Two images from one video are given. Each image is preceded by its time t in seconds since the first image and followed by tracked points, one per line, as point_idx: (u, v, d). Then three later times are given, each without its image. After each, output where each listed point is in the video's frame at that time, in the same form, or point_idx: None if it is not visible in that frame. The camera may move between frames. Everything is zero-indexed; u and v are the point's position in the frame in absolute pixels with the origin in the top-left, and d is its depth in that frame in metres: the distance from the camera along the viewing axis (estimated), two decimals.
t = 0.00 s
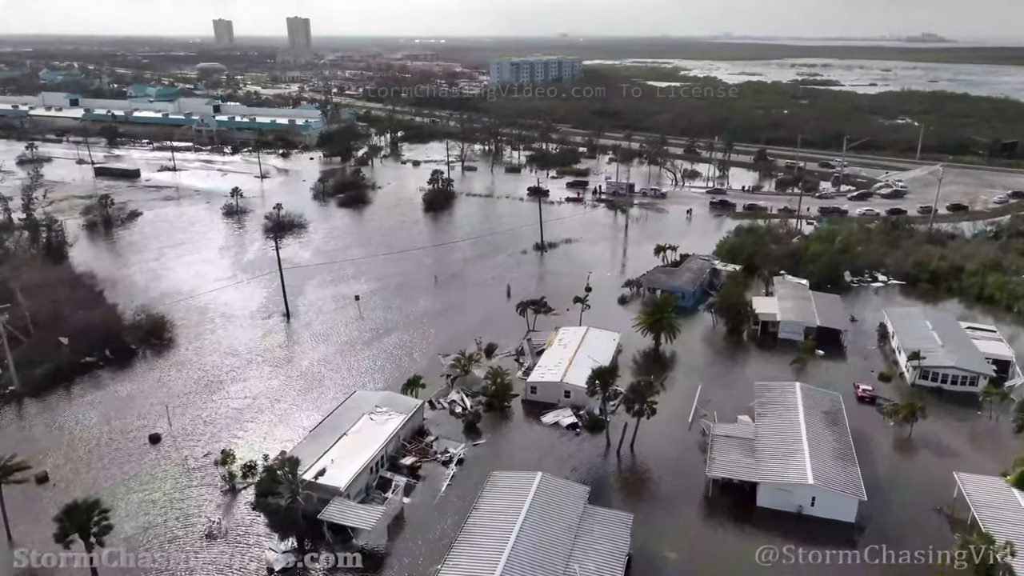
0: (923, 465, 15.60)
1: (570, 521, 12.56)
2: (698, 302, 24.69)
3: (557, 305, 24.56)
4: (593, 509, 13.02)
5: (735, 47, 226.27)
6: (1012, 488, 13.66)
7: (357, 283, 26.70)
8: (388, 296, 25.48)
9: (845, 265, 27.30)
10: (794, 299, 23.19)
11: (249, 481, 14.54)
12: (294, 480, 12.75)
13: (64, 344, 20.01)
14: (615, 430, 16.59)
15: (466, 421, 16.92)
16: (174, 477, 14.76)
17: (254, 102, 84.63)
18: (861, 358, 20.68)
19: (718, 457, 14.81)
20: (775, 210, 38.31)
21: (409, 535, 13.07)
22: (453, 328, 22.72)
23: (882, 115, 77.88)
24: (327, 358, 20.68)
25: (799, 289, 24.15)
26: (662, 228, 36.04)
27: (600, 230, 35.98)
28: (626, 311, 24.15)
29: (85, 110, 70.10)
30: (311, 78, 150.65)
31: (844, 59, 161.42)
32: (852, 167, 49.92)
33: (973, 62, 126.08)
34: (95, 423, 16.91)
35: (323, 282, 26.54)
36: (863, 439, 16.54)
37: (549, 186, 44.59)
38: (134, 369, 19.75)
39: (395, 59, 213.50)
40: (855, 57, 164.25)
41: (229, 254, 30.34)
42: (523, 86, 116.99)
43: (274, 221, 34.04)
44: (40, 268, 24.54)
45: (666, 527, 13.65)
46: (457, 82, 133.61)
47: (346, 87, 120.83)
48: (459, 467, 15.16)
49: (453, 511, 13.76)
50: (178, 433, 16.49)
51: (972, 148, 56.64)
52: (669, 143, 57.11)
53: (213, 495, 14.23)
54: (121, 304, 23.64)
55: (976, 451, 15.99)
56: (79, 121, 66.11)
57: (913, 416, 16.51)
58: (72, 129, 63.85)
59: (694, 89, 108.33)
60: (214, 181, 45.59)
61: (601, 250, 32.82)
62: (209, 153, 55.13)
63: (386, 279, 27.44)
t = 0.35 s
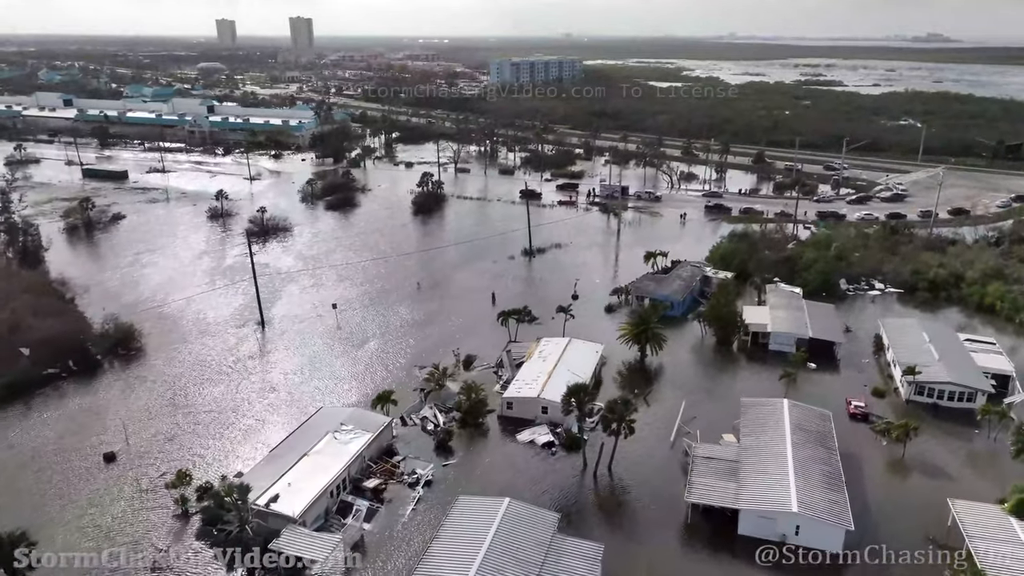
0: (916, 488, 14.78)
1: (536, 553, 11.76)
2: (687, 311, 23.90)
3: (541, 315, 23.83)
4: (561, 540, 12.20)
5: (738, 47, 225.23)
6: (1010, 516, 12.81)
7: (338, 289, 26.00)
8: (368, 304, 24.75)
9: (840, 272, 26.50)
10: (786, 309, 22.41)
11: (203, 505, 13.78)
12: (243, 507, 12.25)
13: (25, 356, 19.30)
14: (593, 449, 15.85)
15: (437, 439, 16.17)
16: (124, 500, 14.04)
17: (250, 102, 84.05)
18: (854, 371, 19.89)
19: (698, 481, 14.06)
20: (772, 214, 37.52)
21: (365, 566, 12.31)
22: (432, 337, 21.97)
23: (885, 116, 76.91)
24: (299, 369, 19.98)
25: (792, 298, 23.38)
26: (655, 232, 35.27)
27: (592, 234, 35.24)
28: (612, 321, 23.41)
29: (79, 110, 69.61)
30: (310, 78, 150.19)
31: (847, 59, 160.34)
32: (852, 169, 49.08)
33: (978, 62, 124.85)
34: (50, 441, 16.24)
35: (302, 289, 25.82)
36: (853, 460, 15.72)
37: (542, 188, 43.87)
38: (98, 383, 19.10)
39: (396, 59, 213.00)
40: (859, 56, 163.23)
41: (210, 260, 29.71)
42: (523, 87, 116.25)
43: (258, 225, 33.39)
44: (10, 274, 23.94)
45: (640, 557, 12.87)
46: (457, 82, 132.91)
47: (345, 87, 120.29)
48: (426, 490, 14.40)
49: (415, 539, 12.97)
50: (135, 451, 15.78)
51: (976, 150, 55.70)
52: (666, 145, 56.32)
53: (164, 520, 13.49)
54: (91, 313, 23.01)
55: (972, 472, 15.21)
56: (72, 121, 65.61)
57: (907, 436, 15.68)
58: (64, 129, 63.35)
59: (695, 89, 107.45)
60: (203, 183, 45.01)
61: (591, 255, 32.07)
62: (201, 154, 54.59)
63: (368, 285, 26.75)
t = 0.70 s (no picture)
0: (908, 515, 13.98)
1: None
2: (675, 321, 23.13)
3: (524, 325, 23.09)
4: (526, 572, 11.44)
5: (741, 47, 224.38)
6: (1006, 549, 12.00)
7: (317, 297, 25.31)
8: (346, 312, 24.03)
9: (835, 280, 25.71)
10: (778, 319, 21.63)
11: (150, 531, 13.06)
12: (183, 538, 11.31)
13: None
14: (569, 470, 15.09)
15: (405, 459, 15.41)
16: (69, 525, 13.32)
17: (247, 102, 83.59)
18: (845, 385, 19.12)
19: (676, 508, 13.29)
20: (767, 218, 36.74)
21: None
22: (409, 348, 21.23)
23: (887, 117, 76.00)
24: (269, 382, 19.26)
25: (784, 308, 22.61)
26: (649, 237, 34.51)
27: (583, 239, 34.51)
28: (598, 331, 22.66)
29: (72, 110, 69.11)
30: (310, 78, 149.74)
31: (851, 60, 159.30)
32: (851, 172, 48.24)
33: (983, 63, 123.90)
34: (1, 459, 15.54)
35: (280, 297, 25.12)
36: (843, 484, 14.91)
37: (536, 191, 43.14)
38: (59, 396, 18.41)
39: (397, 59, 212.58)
40: (862, 57, 162.31)
41: (190, 267, 29.10)
42: (523, 87, 115.61)
43: (241, 229, 32.75)
44: None
45: None
46: (457, 82, 132.28)
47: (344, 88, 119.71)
48: (390, 515, 13.64)
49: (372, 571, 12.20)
50: (88, 471, 15.08)
51: (979, 153, 54.79)
52: (664, 147, 55.53)
53: (108, 547, 12.77)
54: (60, 324, 22.36)
55: (968, 497, 14.44)
56: (64, 122, 65.08)
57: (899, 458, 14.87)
58: (55, 130, 62.83)
59: (696, 90, 106.67)
60: (191, 185, 44.44)
61: (581, 261, 31.34)
62: (192, 155, 54.05)
63: (349, 292, 26.05)
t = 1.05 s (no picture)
0: (903, 545, 13.17)
1: None
2: (665, 332, 22.32)
3: (508, 336, 22.32)
4: None
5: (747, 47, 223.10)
6: None
7: (297, 305, 24.63)
8: (325, 321, 23.31)
9: (833, 289, 24.85)
10: (772, 331, 20.78)
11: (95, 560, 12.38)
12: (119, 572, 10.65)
13: None
14: (544, 494, 14.32)
15: (372, 481, 14.66)
16: (12, 552, 12.66)
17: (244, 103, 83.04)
18: (840, 401, 18.29)
19: (654, 539, 12.49)
20: (766, 223, 35.87)
21: None
22: (387, 359, 20.53)
23: (892, 119, 74.89)
24: (240, 395, 18.56)
25: (779, 319, 21.76)
26: (643, 242, 33.71)
27: (576, 245, 33.71)
28: (584, 342, 21.87)
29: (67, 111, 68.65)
30: (311, 78, 149.20)
31: (857, 60, 157.94)
32: (854, 175, 47.29)
33: (991, 63, 122.50)
34: None
35: (259, 306, 24.43)
36: (834, 510, 14.11)
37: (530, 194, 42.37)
38: (20, 409, 17.77)
39: (400, 59, 211.97)
40: (869, 57, 160.85)
41: (171, 274, 28.47)
42: (525, 87, 114.77)
43: (226, 233, 32.07)
44: None
45: None
46: (459, 83, 131.59)
47: (345, 88, 119.13)
48: (351, 544, 12.92)
49: None
50: (40, 492, 14.42)
51: (985, 155, 53.71)
52: (663, 149, 54.65)
53: None
54: (30, 335, 21.76)
55: (965, 526, 13.64)
56: (59, 122, 64.63)
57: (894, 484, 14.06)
58: (50, 130, 62.41)
59: (699, 90, 105.61)
60: (181, 187, 43.84)
61: (573, 267, 30.56)
62: (185, 156, 53.47)
63: (330, 299, 25.37)
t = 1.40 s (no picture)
0: None
1: None
2: (656, 343, 21.51)
3: (492, 346, 21.59)
4: None
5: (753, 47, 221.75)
6: None
7: (277, 313, 23.99)
8: (305, 330, 22.61)
9: (831, 299, 23.97)
10: (765, 343, 19.94)
11: None
12: None
13: None
14: (517, 520, 13.56)
15: (338, 505, 13.94)
16: None
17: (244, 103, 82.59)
18: (835, 420, 17.43)
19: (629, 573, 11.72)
20: (766, 228, 34.98)
21: None
22: (365, 371, 19.85)
23: (899, 120, 73.75)
24: (211, 409, 17.91)
25: (774, 330, 20.91)
26: (639, 247, 32.91)
27: (570, 249, 32.91)
28: (571, 354, 21.12)
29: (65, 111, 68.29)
30: (314, 78, 148.80)
31: (864, 60, 156.47)
32: (858, 178, 46.29)
33: (1000, 64, 121.01)
34: None
35: (239, 315, 23.76)
36: (825, 540, 13.29)
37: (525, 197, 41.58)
38: None
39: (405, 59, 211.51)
40: (876, 57, 159.31)
41: (153, 279, 27.86)
42: (527, 88, 114.06)
43: (212, 237, 31.44)
44: None
45: None
46: (462, 83, 130.99)
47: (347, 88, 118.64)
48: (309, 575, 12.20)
49: None
50: None
51: (993, 158, 52.61)
52: (664, 151, 53.73)
53: None
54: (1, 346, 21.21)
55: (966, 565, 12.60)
56: (56, 122, 64.25)
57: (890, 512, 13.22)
58: (47, 131, 62.05)
59: (703, 91, 104.57)
60: (173, 189, 43.29)
61: (565, 272, 29.78)
62: (180, 157, 52.94)
63: (312, 307, 24.71)
